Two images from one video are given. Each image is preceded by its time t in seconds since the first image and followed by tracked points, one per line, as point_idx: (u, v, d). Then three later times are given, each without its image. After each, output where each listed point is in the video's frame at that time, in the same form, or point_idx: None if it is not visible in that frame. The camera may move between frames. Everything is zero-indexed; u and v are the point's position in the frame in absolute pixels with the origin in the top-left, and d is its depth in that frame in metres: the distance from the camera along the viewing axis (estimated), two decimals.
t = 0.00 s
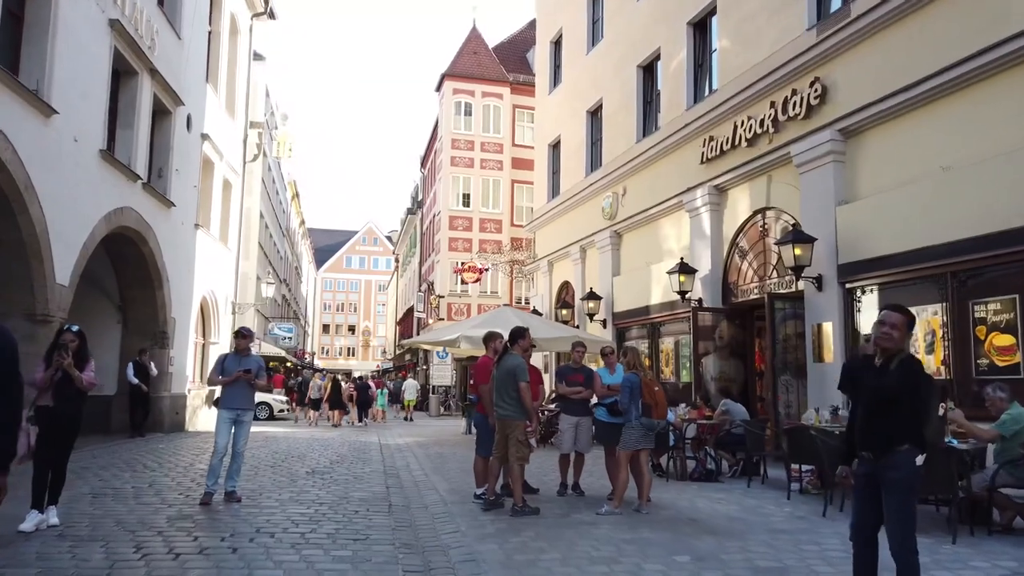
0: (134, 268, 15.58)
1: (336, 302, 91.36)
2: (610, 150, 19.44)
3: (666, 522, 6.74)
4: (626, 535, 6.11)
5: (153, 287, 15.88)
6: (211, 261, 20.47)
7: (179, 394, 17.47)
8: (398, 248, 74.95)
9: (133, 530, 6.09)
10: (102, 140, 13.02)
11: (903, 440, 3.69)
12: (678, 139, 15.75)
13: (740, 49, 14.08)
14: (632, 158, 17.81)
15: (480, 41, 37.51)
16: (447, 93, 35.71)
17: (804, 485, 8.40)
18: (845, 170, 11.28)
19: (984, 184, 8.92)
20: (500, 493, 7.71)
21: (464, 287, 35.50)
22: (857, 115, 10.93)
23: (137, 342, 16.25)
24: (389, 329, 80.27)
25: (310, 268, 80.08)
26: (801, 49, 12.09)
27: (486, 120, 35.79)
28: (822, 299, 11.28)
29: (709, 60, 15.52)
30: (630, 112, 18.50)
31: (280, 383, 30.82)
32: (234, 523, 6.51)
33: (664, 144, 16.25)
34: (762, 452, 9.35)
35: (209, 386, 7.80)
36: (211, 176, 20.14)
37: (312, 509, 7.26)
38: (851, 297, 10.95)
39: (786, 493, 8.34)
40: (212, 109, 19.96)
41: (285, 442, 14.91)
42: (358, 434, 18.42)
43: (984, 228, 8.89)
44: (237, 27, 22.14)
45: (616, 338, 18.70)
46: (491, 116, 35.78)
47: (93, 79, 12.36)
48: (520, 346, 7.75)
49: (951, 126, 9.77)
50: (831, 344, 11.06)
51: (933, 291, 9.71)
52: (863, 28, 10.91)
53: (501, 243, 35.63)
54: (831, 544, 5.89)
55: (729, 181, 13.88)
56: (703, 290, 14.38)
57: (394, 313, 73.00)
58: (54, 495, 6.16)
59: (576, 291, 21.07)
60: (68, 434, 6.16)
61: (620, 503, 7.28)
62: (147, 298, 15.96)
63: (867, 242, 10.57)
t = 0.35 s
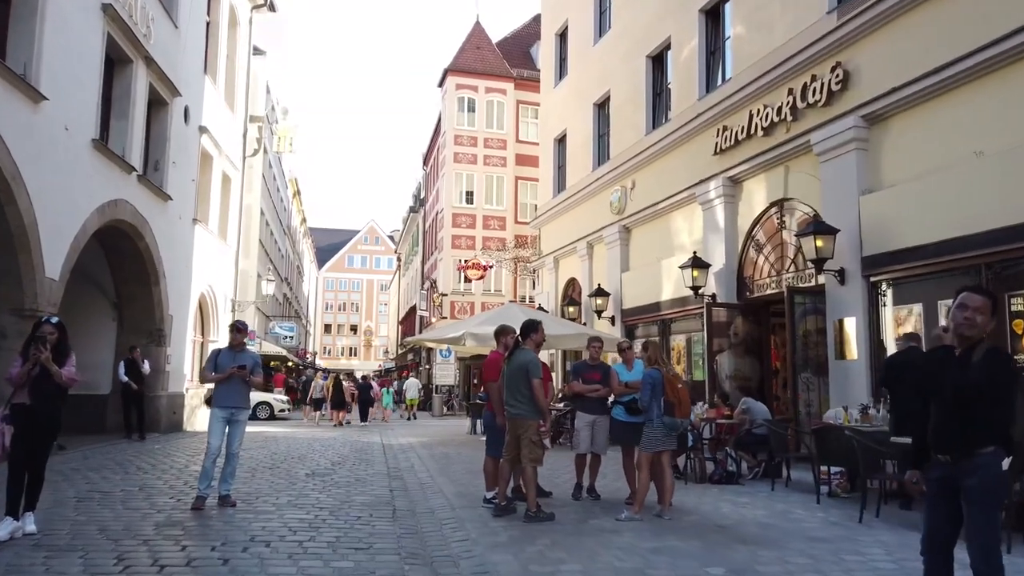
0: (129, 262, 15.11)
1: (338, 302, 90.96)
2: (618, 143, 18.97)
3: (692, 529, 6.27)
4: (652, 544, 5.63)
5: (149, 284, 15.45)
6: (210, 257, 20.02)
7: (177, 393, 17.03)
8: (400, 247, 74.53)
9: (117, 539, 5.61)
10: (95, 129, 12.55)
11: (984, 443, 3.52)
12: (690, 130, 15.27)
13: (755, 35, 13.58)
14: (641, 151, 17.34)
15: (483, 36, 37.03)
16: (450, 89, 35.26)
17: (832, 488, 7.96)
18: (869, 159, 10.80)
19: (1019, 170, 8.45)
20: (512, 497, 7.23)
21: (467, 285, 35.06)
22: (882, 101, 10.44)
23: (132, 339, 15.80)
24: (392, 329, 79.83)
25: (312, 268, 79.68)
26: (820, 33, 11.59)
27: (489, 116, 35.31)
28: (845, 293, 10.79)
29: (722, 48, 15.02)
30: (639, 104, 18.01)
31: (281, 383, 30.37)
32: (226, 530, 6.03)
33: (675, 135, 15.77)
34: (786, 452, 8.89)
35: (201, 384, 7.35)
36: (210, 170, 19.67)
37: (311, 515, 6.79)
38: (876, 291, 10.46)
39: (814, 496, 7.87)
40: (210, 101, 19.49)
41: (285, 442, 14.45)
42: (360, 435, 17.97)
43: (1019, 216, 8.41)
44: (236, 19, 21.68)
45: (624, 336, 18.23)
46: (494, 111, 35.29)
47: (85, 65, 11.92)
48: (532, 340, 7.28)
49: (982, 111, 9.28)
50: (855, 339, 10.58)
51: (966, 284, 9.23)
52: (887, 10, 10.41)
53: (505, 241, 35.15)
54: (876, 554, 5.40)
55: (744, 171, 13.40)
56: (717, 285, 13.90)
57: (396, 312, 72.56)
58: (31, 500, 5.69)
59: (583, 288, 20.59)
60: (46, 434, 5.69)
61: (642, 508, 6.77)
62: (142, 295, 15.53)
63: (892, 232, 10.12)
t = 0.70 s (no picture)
0: (131, 259, 14.66)
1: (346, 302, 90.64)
2: (634, 137, 18.45)
3: (732, 544, 5.77)
4: (692, 562, 5.14)
5: (153, 282, 15.02)
6: (216, 255, 19.59)
7: (182, 394, 16.60)
8: (408, 246, 74.07)
9: (105, 555, 5.15)
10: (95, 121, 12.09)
11: None
12: (709, 121, 14.75)
13: (779, 22, 13.04)
14: (657, 144, 16.82)
15: (493, 32, 36.55)
16: (459, 85, 34.78)
17: (874, 498, 7.48)
18: (903, 149, 10.27)
19: None
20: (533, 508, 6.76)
21: (477, 284, 34.59)
22: (918, 87, 9.90)
23: (136, 339, 15.39)
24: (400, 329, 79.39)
25: (320, 267, 79.36)
26: (850, 17, 11.05)
27: (499, 112, 34.82)
28: (879, 290, 10.27)
29: (743, 37, 14.49)
30: (656, 96, 17.49)
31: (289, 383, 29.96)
32: (227, 544, 5.56)
33: (694, 128, 15.24)
34: (823, 459, 8.39)
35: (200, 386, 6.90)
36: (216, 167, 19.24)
37: (318, 527, 6.32)
38: (913, 288, 9.93)
39: (856, 507, 7.37)
40: (216, 95, 19.05)
41: (292, 445, 14.00)
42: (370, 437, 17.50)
43: None
44: (243, 12, 21.24)
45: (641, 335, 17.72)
46: (504, 108, 34.80)
47: (83, 55, 11.50)
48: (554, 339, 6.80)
49: None
50: (889, 337, 10.06)
51: (1011, 279, 8.70)
52: None
53: (515, 239, 34.67)
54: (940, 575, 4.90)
55: (768, 164, 12.88)
56: (739, 282, 13.39)
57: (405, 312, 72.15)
58: (14, 512, 5.25)
59: (597, 286, 20.09)
60: (31, 441, 5.25)
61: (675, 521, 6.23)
62: (146, 294, 15.11)
63: (930, 225, 9.60)
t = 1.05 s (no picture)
0: (138, 251, 14.23)
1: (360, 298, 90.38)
2: (655, 125, 17.86)
3: (784, 558, 5.23)
4: None
5: (161, 275, 14.61)
6: (226, 248, 19.18)
7: (192, 390, 16.21)
8: (421, 242, 73.64)
9: (94, 570, 4.66)
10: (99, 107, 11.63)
11: None
12: (735, 107, 14.15)
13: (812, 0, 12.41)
14: (681, 132, 16.24)
15: (508, 22, 35.98)
16: (473, 77, 34.25)
17: (930, 503, 6.91)
18: (950, 130, 9.66)
19: None
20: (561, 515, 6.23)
21: (492, 279, 34.12)
22: (966, 65, 9.27)
23: (144, 333, 15.00)
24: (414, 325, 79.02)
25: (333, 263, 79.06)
26: None
27: (514, 104, 34.25)
28: (924, 281, 9.66)
29: (773, 18, 13.86)
30: (679, 82, 16.88)
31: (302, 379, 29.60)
32: (229, 557, 5.07)
33: (720, 114, 14.63)
34: (869, 461, 7.84)
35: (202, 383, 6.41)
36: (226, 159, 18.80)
37: (329, 536, 5.81)
38: (961, 278, 9.33)
39: (910, 514, 6.80)
40: (226, 85, 18.61)
41: (304, 443, 13.56)
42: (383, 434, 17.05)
43: None
44: None
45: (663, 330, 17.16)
46: (519, 100, 34.23)
47: (86, 39, 11.04)
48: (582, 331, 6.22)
49: None
50: (935, 331, 9.47)
51: None
52: None
53: (531, 233, 34.12)
54: None
55: (800, 149, 12.28)
56: (770, 274, 12.80)
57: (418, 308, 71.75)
58: None
59: (617, 280, 19.54)
60: (15, 443, 4.78)
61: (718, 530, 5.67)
62: (155, 288, 14.71)
63: (980, 211, 9.00)
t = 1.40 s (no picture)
0: (130, 240, 13.72)
1: (361, 291, 89.83)
2: (665, 110, 17.31)
3: (829, 568, 4.72)
4: None
5: (154, 264, 14.10)
6: (223, 238, 18.66)
7: (187, 383, 15.71)
8: (422, 236, 73.04)
9: None
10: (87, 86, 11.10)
11: None
12: (750, 89, 13.62)
13: None
14: (692, 116, 15.69)
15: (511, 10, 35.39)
16: (475, 65, 33.68)
17: (976, 504, 6.39)
18: (984, 109, 9.12)
19: None
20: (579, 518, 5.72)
21: (495, 271, 33.60)
22: (1003, 38, 8.72)
23: (136, 324, 14.48)
24: (416, 319, 78.49)
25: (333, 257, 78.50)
26: None
27: (517, 93, 33.67)
28: (956, 268, 9.13)
29: None
30: (690, 65, 16.33)
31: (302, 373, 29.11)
32: (215, 567, 4.55)
33: (734, 97, 14.08)
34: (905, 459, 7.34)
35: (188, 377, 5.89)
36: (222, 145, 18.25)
37: (326, 543, 5.29)
38: (996, 265, 8.80)
39: (955, 517, 6.28)
40: (222, 69, 18.06)
41: (302, 438, 13.05)
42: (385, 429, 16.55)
43: None
44: None
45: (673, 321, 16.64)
46: (522, 89, 33.65)
47: (72, 14, 10.51)
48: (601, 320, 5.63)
49: None
50: (968, 321, 8.96)
51: None
52: None
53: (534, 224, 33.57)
54: None
55: (820, 132, 11.75)
56: (788, 262, 12.29)
57: (420, 302, 71.18)
58: None
59: (624, 271, 19.01)
60: None
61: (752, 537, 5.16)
62: (148, 277, 14.18)
63: (1018, 192, 8.47)
